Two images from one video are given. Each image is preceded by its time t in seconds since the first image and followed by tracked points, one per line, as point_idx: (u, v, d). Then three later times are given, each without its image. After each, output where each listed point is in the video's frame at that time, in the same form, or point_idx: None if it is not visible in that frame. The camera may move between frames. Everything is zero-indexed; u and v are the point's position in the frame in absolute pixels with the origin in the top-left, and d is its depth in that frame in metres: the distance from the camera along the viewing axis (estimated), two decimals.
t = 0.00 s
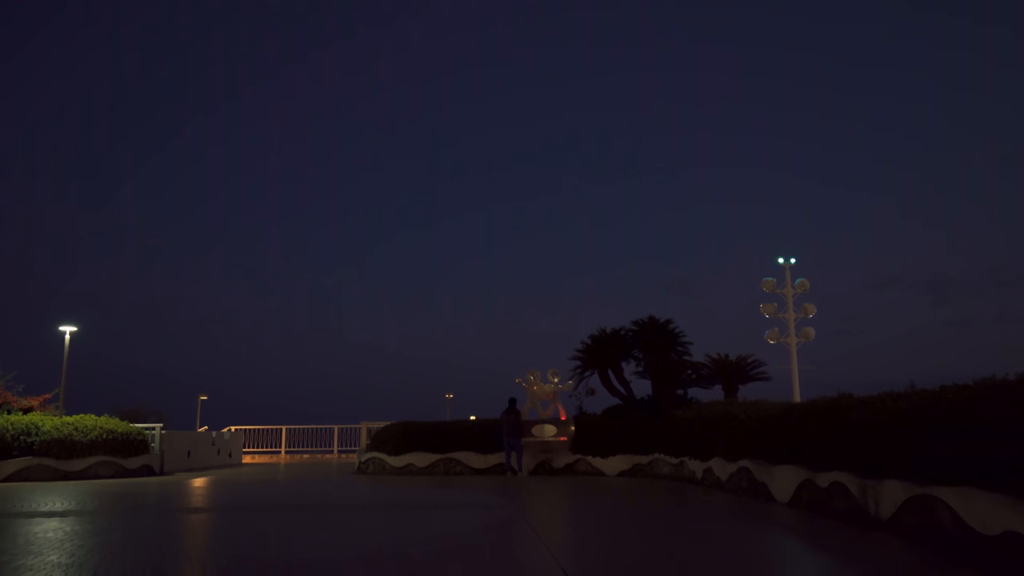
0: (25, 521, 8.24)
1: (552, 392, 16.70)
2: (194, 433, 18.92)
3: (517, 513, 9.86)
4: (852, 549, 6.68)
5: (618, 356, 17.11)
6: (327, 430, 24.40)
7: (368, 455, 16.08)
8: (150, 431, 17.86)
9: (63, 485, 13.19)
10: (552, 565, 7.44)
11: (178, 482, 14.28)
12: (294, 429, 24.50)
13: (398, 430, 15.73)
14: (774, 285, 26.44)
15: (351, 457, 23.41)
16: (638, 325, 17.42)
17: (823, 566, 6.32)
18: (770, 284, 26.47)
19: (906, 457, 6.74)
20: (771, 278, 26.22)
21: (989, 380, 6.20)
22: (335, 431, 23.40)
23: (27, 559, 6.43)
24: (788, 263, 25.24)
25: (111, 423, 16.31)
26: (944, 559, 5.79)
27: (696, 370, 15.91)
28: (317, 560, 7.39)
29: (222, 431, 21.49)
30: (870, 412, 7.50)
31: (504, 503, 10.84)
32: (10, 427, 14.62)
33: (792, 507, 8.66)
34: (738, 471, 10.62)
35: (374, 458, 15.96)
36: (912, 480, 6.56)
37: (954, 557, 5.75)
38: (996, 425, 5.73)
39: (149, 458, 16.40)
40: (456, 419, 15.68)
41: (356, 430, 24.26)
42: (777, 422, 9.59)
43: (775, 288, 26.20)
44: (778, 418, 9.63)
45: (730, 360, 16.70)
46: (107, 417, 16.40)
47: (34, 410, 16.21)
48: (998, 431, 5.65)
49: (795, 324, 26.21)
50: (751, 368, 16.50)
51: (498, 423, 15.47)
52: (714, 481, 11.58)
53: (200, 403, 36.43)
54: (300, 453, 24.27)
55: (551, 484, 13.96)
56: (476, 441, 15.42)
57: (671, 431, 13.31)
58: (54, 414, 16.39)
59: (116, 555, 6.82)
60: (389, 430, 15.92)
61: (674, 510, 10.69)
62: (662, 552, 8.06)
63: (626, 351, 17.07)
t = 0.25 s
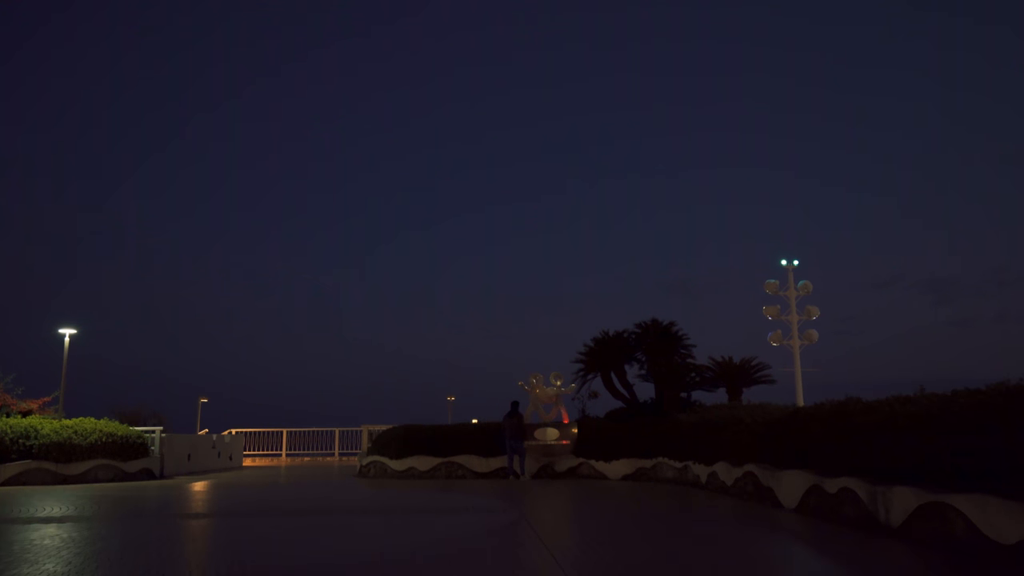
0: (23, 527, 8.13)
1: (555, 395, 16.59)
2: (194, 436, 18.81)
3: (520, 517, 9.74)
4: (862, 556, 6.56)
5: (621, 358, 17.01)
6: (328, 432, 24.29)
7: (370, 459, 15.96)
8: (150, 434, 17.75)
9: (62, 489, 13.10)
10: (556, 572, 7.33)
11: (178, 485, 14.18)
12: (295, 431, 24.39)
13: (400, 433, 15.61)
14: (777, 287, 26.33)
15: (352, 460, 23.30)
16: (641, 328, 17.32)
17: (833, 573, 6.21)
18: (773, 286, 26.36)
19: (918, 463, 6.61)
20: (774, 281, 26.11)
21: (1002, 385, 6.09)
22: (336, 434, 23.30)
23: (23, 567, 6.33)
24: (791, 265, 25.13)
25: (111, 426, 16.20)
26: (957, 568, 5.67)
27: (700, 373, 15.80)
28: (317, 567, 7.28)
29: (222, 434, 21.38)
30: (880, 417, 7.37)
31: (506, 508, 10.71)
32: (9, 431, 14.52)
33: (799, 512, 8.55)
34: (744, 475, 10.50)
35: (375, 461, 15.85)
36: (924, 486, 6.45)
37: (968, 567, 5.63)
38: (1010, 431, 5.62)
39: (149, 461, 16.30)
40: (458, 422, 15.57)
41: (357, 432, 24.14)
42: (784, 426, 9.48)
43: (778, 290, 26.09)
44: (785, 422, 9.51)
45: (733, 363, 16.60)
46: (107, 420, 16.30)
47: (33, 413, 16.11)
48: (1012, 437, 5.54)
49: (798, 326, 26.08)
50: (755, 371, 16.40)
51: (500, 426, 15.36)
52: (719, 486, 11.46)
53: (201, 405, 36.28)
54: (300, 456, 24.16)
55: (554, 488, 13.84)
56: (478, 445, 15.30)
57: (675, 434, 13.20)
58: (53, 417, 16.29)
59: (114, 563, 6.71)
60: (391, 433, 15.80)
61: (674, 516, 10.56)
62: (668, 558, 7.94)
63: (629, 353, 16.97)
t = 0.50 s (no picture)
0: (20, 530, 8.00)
1: (557, 393, 16.47)
2: (194, 433, 18.70)
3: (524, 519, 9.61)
4: (874, 561, 6.45)
5: (623, 356, 16.89)
6: (328, 429, 24.18)
7: (371, 457, 15.84)
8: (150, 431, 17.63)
9: (60, 488, 12.99)
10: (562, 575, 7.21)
11: (178, 484, 14.06)
12: (295, 428, 24.28)
13: (401, 431, 15.49)
14: (780, 283, 26.20)
15: (353, 456, 23.21)
16: (644, 325, 17.20)
17: None
18: (775, 282, 26.24)
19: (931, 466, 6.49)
20: (776, 277, 25.99)
21: (1018, 388, 5.97)
22: (337, 431, 23.20)
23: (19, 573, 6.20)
24: (793, 262, 25.01)
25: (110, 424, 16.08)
26: None
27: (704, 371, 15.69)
28: (318, 570, 7.16)
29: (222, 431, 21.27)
30: (891, 418, 7.25)
31: (509, 509, 10.58)
32: (8, 429, 14.40)
33: (807, 514, 8.43)
34: (750, 476, 10.39)
35: (376, 460, 15.72)
36: (937, 490, 6.33)
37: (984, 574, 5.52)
38: None
39: (149, 459, 16.18)
40: (460, 420, 15.46)
41: (358, 429, 24.04)
42: (791, 427, 9.36)
43: (780, 287, 25.96)
44: (792, 422, 9.40)
45: (737, 361, 16.49)
46: (106, 418, 16.18)
47: (32, 411, 15.99)
48: None
49: (801, 323, 25.96)
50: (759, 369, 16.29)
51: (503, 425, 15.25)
52: (724, 486, 11.35)
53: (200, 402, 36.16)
54: (301, 452, 24.06)
55: (557, 487, 13.73)
56: (480, 443, 15.18)
57: (679, 434, 13.08)
58: (52, 415, 16.17)
59: (111, 568, 6.58)
60: (392, 431, 15.69)
61: (679, 516, 10.44)
62: (674, 561, 7.82)
63: (632, 350, 16.85)
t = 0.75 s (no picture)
0: (18, 535, 7.88)
1: (560, 395, 16.36)
2: (194, 435, 18.59)
3: (528, 524, 9.49)
4: (885, 568, 6.33)
5: (626, 357, 16.78)
6: (329, 431, 24.09)
7: (372, 459, 15.72)
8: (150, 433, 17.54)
9: (60, 491, 12.90)
10: None
11: (177, 487, 13.95)
12: (296, 430, 24.18)
13: (403, 433, 15.37)
14: (783, 284, 26.08)
15: (354, 458, 23.12)
16: (648, 326, 17.09)
17: None
18: (778, 283, 26.11)
19: (943, 472, 6.39)
20: (779, 277, 25.89)
21: None
22: (339, 433, 23.11)
23: None
24: (796, 262, 24.90)
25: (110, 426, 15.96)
26: None
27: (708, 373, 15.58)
28: None
29: (223, 433, 21.17)
30: (902, 423, 7.14)
31: (512, 513, 10.46)
32: (7, 430, 14.29)
33: (816, 520, 8.31)
34: (756, 480, 10.27)
35: (378, 462, 15.60)
36: (949, 498, 6.22)
37: None
38: None
39: (149, 461, 16.07)
40: (462, 423, 15.35)
41: (359, 431, 23.94)
42: (798, 431, 9.24)
43: (783, 287, 25.84)
44: (799, 426, 9.28)
45: (741, 363, 16.38)
46: (106, 420, 16.08)
47: (31, 413, 15.89)
48: None
49: (804, 324, 25.83)
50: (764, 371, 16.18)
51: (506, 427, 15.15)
52: (729, 490, 11.24)
53: (201, 403, 36.05)
54: (302, 454, 23.96)
55: (560, 490, 13.60)
56: (482, 446, 15.07)
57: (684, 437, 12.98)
58: (51, 417, 16.07)
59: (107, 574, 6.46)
60: (393, 433, 15.57)
61: (684, 521, 10.33)
62: (681, 567, 7.70)
63: (635, 352, 16.74)
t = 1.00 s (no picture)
0: (18, 545, 7.77)
1: (564, 400, 16.25)
2: (194, 439, 18.48)
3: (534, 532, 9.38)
4: None
5: (630, 362, 16.67)
6: (330, 434, 23.98)
7: (374, 464, 15.61)
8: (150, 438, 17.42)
9: (59, 497, 12.78)
10: None
11: (178, 492, 13.83)
12: (297, 433, 24.07)
13: (405, 438, 15.25)
14: (786, 288, 25.98)
15: (355, 462, 23.01)
16: (651, 331, 16.98)
17: None
18: (781, 287, 26.01)
19: (959, 483, 6.29)
20: (782, 282, 25.77)
21: None
22: (340, 437, 23.01)
23: None
24: (799, 266, 24.80)
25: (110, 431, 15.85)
26: None
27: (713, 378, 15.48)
28: None
29: (223, 436, 21.05)
30: (916, 433, 7.03)
31: (516, 521, 10.33)
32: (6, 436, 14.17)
33: (826, 530, 8.20)
34: (763, 488, 10.17)
35: (380, 467, 15.48)
36: (966, 509, 6.12)
37: None
38: None
39: (149, 466, 15.96)
40: (465, 428, 15.25)
41: (360, 434, 23.83)
42: (807, 438, 9.15)
43: (787, 291, 25.74)
44: (808, 434, 9.18)
45: (746, 368, 16.27)
46: (106, 424, 15.96)
47: (30, 417, 15.77)
48: None
49: (807, 328, 25.72)
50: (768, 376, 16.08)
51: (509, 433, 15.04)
52: (736, 497, 11.12)
53: (201, 406, 35.90)
54: (303, 458, 23.84)
55: (564, 497, 13.49)
56: (486, 451, 14.95)
57: (689, 443, 12.87)
58: (51, 421, 15.95)
59: None
60: (395, 439, 15.44)
61: (691, 529, 10.21)
62: None
63: (639, 356, 16.63)
